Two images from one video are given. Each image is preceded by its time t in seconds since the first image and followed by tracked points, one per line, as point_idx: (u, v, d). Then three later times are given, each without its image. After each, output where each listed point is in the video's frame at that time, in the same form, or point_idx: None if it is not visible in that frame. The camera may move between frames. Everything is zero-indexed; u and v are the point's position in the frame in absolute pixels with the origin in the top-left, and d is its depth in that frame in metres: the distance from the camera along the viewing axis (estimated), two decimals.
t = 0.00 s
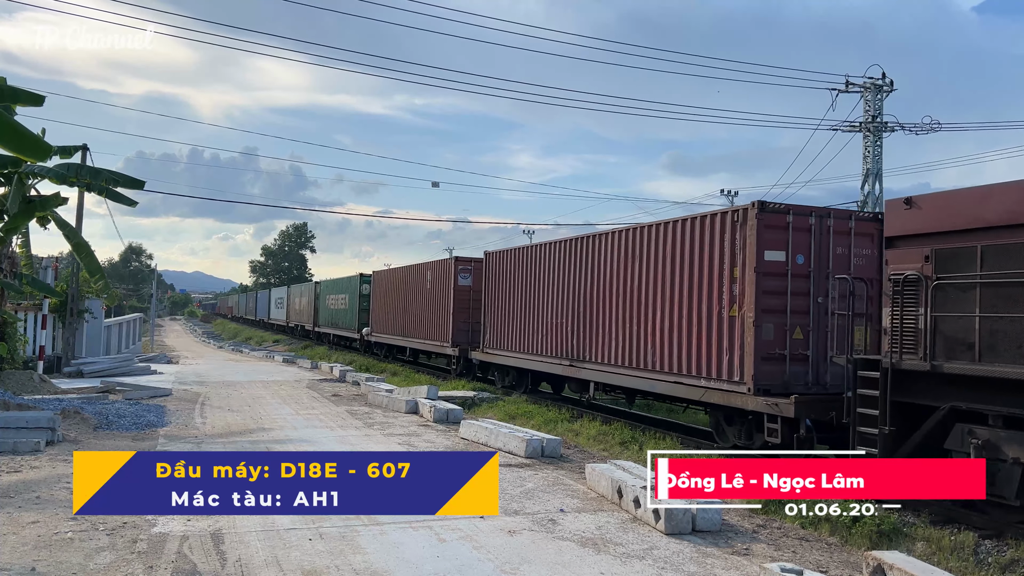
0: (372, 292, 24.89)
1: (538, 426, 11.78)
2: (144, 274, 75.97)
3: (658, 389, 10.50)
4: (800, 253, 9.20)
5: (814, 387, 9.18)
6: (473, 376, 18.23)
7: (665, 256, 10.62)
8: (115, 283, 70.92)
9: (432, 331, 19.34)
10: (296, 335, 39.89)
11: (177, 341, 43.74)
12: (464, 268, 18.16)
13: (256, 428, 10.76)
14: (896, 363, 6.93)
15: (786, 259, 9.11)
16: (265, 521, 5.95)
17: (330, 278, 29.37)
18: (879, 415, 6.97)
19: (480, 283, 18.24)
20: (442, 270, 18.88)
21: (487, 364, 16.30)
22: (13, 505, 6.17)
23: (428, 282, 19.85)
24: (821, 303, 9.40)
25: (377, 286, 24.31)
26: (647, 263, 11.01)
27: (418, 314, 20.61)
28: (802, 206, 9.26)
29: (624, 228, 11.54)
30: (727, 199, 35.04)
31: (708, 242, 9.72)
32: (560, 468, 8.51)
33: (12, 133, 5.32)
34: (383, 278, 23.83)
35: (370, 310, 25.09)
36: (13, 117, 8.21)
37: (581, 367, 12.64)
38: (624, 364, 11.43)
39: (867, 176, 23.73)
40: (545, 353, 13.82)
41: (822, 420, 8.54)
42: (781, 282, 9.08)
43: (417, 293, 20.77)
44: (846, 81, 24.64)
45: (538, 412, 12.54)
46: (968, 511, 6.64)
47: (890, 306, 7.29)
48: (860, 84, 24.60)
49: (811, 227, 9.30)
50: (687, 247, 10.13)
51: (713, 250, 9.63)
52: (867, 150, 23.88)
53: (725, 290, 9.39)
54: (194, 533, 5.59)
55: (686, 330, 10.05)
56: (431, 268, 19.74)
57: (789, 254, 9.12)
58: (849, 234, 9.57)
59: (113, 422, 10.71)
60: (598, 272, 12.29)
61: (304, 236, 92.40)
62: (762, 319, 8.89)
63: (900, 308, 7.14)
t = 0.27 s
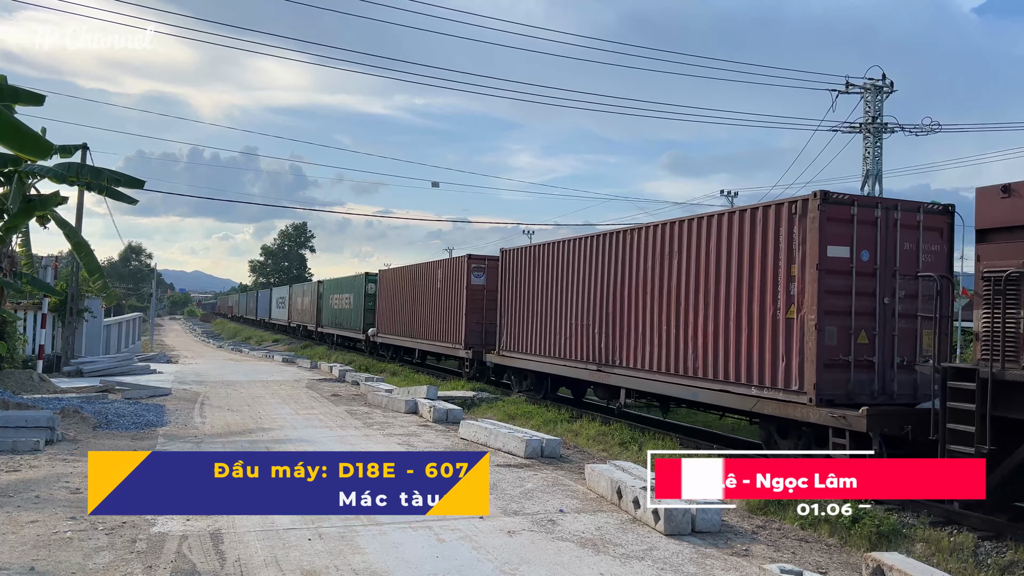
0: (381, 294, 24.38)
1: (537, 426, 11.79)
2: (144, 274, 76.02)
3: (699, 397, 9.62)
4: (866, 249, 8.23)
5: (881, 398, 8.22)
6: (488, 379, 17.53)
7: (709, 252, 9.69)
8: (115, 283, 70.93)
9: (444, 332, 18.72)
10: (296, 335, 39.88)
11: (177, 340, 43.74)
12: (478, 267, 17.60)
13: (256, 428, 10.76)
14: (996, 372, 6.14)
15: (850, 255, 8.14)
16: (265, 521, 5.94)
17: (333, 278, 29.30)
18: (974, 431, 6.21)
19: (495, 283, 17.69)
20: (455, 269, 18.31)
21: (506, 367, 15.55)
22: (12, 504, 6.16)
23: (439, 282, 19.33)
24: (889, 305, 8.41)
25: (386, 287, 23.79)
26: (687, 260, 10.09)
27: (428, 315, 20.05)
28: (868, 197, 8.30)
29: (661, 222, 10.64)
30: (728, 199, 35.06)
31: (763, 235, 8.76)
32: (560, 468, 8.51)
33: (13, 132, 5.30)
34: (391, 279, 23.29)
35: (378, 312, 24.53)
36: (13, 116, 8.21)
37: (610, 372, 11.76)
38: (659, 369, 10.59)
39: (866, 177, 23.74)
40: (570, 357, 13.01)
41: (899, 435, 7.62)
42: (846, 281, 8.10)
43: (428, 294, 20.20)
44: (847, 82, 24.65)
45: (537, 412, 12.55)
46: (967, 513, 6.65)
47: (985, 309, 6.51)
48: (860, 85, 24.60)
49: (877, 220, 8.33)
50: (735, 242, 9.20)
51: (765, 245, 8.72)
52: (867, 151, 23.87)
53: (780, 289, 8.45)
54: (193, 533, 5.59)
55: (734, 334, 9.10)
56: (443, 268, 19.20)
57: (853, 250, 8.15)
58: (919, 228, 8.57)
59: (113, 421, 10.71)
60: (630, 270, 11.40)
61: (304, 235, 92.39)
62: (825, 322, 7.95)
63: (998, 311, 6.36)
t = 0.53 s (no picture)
0: (389, 295, 23.78)
1: (537, 426, 11.80)
2: (144, 274, 76.03)
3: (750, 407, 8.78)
4: (947, 244, 7.33)
5: (963, 411, 7.32)
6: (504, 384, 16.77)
7: (762, 249, 8.83)
8: (114, 282, 70.92)
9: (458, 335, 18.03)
10: (296, 335, 39.87)
11: (177, 340, 43.73)
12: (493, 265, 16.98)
13: (255, 428, 10.76)
14: None
15: (930, 250, 7.24)
16: (264, 521, 5.94)
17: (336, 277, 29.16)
18: None
19: (511, 283, 17.07)
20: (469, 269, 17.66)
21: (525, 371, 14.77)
22: (11, 504, 6.17)
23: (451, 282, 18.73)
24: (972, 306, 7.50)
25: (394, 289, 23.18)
26: (736, 258, 9.23)
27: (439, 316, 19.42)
28: (949, 185, 7.39)
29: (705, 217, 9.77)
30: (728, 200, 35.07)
31: (827, 229, 7.89)
32: (558, 469, 8.51)
33: (13, 132, 5.30)
34: (400, 280, 22.68)
35: (386, 314, 23.90)
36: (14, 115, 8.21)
37: (644, 379, 10.92)
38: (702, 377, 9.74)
39: (866, 178, 23.75)
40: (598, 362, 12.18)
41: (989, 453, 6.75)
42: (925, 279, 7.19)
43: (439, 295, 19.56)
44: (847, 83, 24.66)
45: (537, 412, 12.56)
46: (966, 514, 6.66)
47: None
48: (860, 86, 24.60)
49: (959, 211, 7.41)
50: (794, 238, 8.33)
51: (829, 240, 7.87)
52: (867, 152, 23.86)
53: (847, 287, 7.58)
54: (192, 533, 5.59)
55: (794, 338, 8.23)
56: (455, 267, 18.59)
57: (933, 244, 7.24)
58: (1003, 220, 7.64)
59: (112, 421, 10.71)
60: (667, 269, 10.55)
61: (303, 235, 92.37)
62: (902, 326, 7.07)
63: None
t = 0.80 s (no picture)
0: (397, 297, 23.05)
1: (536, 426, 11.81)
2: (144, 273, 76.13)
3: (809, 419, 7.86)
4: None
5: None
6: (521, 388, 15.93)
7: (825, 243, 7.89)
8: (114, 282, 70.98)
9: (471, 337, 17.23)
10: (295, 335, 39.88)
11: (176, 340, 43.72)
12: (508, 263, 16.22)
13: (254, 427, 10.76)
14: None
15: None
16: (263, 521, 5.95)
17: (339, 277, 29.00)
18: None
19: (527, 282, 16.33)
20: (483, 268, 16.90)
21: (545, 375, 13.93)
22: (10, 504, 6.16)
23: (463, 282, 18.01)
24: None
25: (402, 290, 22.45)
26: (793, 253, 8.30)
27: (450, 318, 18.65)
28: None
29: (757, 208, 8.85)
30: (728, 200, 35.10)
31: (906, 220, 6.96)
32: (558, 469, 8.51)
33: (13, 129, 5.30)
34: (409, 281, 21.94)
35: (394, 317, 23.15)
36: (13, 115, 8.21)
37: (682, 386, 9.99)
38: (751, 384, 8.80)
39: (865, 179, 23.79)
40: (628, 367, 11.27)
41: None
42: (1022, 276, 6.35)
43: (450, 296, 18.81)
44: (847, 84, 24.69)
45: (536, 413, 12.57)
46: (964, 515, 6.68)
47: None
48: (860, 87, 24.63)
49: None
50: (864, 231, 7.40)
51: (907, 232, 6.94)
52: (866, 153, 23.88)
53: (929, 286, 6.67)
54: (192, 532, 5.59)
55: (863, 343, 7.30)
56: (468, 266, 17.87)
57: None
58: None
59: (111, 421, 10.71)
60: (711, 265, 9.62)
61: (303, 236, 92.42)
62: (999, 329, 6.21)
63: None
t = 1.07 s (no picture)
0: (405, 296, 22.14)
1: (534, 426, 11.81)
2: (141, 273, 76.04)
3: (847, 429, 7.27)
4: None
5: None
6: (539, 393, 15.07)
7: (867, 240, 7.28)
8: (111, 281, 70.90)
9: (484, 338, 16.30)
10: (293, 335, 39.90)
11: (174, 339, 43.68)
12: (524, 261, 15.18)
13: (252, 428, 10.75)
14: None
15: None
16: (261, 521, 5.95)
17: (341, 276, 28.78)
18: None
19: (544, 282, 15.32)
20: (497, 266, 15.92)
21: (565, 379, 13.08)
22: (7, 503, 6.16)
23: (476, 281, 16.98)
24: None
25: (412, 287, 21.52)
26: (830, 252, 7.70)
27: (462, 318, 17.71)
28: None
29: (791, 202, 8.22)
30: (727, 200, 35.14)
31: (958, 216, 6.37)
32: (556, 470, 8.52)
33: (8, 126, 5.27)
34: (419, 279, 21.01)
35: (403, 315, 22.28)
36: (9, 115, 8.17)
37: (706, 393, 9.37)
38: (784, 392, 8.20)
39: (863, 181, 23.84)
40: (649, 371, 10.60)
41: None
42: None
43: (462, 295, 17.87)
44: (846, 85, 24.70)
45: (534, 413, 12.57)
46: (961, 516, 6.69)
47: None
48: (858, 88, 24.67)
49: None
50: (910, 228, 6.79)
51: (981, 227, 6.19)
52: (864, 154, 23.91)
53: (1011, 283, 5.92)
54: (190, 532, 5.58)
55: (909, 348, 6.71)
56: (480, 265, 16.85)
57: None
58: None
59: (108, 420, 10.70)
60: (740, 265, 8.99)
61: (300, 235, 92.38)
62: None
63: None
